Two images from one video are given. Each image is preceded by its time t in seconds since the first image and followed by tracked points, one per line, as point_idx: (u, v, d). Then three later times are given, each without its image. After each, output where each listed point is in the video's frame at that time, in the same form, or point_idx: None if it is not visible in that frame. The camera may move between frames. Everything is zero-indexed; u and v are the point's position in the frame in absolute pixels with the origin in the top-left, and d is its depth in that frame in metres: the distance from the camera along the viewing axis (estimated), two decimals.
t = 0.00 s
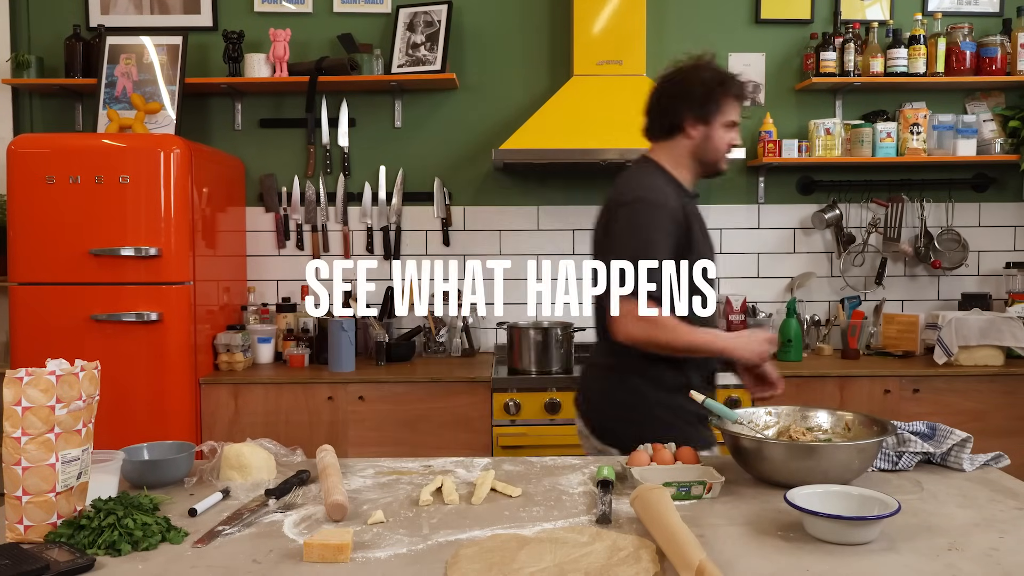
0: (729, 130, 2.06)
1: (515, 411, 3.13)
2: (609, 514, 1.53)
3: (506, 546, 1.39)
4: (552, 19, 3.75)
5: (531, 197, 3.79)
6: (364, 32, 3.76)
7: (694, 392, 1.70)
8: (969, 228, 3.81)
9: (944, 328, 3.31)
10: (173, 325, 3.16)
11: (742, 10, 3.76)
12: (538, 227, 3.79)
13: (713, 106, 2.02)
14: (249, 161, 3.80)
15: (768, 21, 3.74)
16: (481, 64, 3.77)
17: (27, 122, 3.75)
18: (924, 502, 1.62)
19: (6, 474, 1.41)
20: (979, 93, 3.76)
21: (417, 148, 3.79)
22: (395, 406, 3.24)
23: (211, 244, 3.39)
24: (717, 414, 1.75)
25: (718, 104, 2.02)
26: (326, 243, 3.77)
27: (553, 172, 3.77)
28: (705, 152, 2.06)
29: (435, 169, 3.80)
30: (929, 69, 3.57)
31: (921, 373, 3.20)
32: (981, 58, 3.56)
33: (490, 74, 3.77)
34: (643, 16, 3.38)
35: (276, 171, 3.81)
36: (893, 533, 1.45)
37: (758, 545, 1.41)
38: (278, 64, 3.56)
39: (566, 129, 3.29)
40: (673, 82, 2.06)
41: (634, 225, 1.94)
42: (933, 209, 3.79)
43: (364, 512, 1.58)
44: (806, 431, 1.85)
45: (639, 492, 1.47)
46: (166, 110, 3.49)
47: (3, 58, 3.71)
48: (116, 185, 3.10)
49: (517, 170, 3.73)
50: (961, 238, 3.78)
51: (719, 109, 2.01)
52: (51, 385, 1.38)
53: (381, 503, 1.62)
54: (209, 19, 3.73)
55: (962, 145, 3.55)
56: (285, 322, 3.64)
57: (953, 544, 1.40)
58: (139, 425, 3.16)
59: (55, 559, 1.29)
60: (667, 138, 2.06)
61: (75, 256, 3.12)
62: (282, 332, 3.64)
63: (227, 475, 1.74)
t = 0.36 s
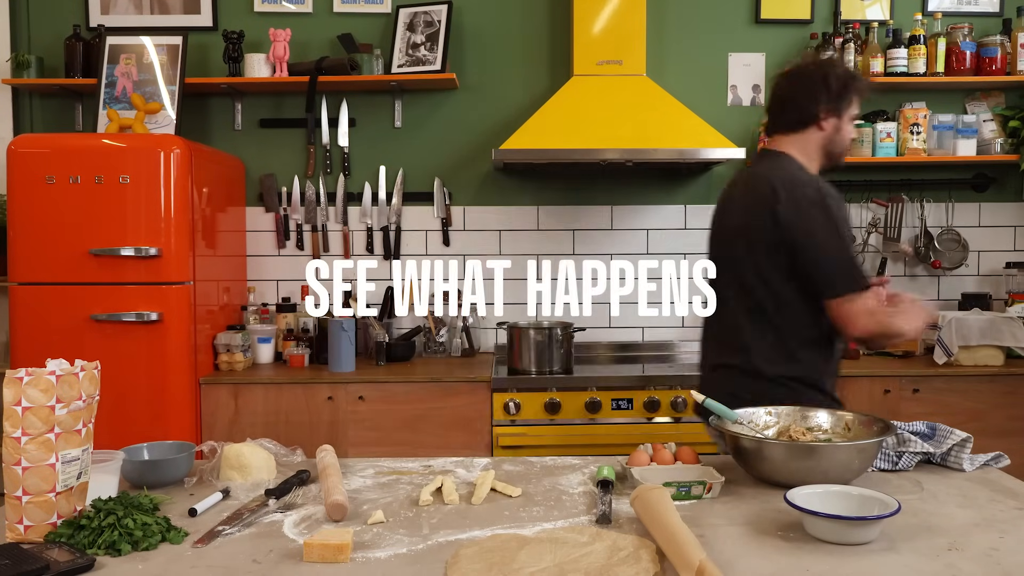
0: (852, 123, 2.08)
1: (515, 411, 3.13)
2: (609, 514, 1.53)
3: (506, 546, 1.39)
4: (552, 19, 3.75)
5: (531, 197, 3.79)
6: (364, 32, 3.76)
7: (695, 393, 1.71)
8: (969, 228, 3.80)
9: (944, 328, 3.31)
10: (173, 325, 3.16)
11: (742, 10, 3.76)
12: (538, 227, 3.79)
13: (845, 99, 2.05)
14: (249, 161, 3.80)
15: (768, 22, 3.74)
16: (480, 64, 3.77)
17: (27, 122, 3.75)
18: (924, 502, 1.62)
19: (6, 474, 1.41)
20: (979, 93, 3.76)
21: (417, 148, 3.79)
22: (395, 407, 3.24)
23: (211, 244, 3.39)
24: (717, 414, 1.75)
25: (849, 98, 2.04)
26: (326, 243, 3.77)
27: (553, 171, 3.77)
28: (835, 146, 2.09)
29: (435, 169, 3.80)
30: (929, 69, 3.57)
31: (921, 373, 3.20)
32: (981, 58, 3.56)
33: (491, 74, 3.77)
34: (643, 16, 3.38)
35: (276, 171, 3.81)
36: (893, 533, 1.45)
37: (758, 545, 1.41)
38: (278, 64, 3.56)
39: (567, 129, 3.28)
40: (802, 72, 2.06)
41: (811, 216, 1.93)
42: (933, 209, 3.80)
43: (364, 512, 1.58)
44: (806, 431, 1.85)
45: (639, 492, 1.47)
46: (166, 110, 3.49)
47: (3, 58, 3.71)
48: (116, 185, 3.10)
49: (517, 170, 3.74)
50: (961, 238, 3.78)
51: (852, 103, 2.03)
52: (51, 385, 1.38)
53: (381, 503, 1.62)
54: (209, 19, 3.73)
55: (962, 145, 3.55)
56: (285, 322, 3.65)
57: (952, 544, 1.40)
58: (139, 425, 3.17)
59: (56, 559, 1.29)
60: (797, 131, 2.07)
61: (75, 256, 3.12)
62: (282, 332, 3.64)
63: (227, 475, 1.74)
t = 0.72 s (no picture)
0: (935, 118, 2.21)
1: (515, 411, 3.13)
2: (609, 514, 1.53)
3: (506, 546, 1.39)
4: (552, 19, 3.75)
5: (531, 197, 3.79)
6: (365, 32, 3.76)
7: (695, 391, 1.72)
8: (969, 228, 3.80)
9: (944, 328, 3.31)
10: (173, 325, 3.16)
11: (742, 10, 3.76)
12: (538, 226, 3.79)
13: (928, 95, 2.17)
14: (249, 161, 3.80)
15: (769, 21, 3.74)
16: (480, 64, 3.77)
17: (27, 122, 3.75)
18: (924, 502, 1.62)
19: (6, 474, 1.41)
20: (979, 93, 3.76)
21: (416, 148, 3.78)
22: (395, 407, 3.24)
23: (211, 244, 3.39)
24: (717, 414, 1.75)
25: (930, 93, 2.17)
26: (326, 243, 3.77)
27: (552, 171, 3.77)
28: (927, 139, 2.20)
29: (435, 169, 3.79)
30: (929, 69, 3.57)
31: (922, 373, 3.20)
32: (981, 58, 3.56)
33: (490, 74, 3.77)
34: (643, 15, 3.38)
35: (276, 171, 3.80)
36: (893, 533, 1.45)
37: (758, 545, 1.41)
38: (278, 64, 3.56)
39: (566, 130, 3.28)
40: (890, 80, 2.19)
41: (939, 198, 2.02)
42: (933, 209, 3.80)
43: (364, 512, 1.58)
44: (806, 431, 1.85)
45: (639, 493, 1.47)
46: (166, 110, 3.49)
47: (3, 58, 3.71)
48: (116, 185, 3.10)
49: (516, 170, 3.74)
50: (961, 238, 3.78)
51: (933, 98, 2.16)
52: (51, 385, 1.38)
53: (381, 504, 1.62)
54: (209, 19, 3.73)
55: (962, 145, 3.54)
56: (285, 322, 3.65)
57: (953, 544, 1.40)
58: (139, 426, 3.16)
59: (55, 559, 1.29)
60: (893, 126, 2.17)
61: (75, 256, 3.12)
62: (282, 332, 3.64)
63: (227, 475, 1.74)
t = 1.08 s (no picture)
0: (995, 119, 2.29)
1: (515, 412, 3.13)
2: (609, 514, 1.53)
3: (506, 546, 1.39)
4: (552, 19, 3.75)
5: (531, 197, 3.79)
6: (365, 32, 3.76)
7: (695, 391, 1.72)
8: (969, 228, 3.80)
9: (944, 328, 3.31)
10: (173, 325, 3.16)
11: (742, 10, 3.76)
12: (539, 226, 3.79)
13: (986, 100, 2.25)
14: (249, 161, 3.80)
15: (769, 22, 3.74)
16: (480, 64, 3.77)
17: (27, 122, 3.75)
18: (924, 502, 1.61)
19: (6, 475, 1.41)
20: (979, 93, 3.76)
21: (416, 148, 3.78)
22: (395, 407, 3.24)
23: (211, 244, 3.39)
24: (717, 414, 1.75)
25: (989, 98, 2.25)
26: (326, 243, 3.77)
27: (552, 171, 3.77)
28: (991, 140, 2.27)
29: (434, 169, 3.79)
30: (929, 69, 3.57)
31: (922, 373, 3.20)
32: (981, 58, 3.56)
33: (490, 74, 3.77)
34: (643, 15, 3.38)
35: (276, 171, 3.80)
36: (893, 534, 1.45)
37: (758, 545, 1.41)
38: (278, 64, 3.56)
39: (566, 130, 3.28)
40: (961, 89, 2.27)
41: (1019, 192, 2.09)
42: (933, 209, 3.80)
43: (364, 512, 1.58)
44: (806, 431, 1.85)
45: (640, 493, 1.47)
46: (166, 110, 3.49)
47: (3, 58, 3.71)
48: (116, 185, 3.10)
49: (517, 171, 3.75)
50: (961, 238, 3.78)
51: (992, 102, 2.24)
52: (51, 385, 1.38)
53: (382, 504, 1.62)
54: (209, 19, 3.73)
55: (962, 145, 3.54)
56: (285, 322, 3.65)
57: (953, 544, 1.40)
58: (139, 426, 3.17)
59: (55, 559, 1.29)
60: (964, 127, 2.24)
61: (75, 256, 3.12)
62: (282, 332, 3.64)
63: (227, 475, 1.74)
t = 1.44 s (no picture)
0: None
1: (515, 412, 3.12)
2: (609, 514, 1.53)
3: (506, 546, 1.39)
4: (552, 19, 3.75)
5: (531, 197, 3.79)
6: (365, 32, 3.76)
7: (695, 391, 1.72)
8: (969, 228, 3.80)
9: (944, 328, 3.31)
10: (173, 325, 3.16)
11: (742, 10, 3.76)
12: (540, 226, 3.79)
13: None
14: (249, 161, 3.80)
15: (769, 21, 3.74)
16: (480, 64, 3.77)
17: (27, 122, 3.75)
18: (924, 502, 1.61)
19: (6, 475, 1.41)
20: (979, 93, 3.76)
21: (416, 148, 3.78)
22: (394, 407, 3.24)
23: (211, 244, 3.39)
24: (717, 414, 1.75)
25: None
26: (326, 243, 3.77)
27: (553, 170, 3.77)
28: None
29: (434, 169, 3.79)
30: (929, 69, 3.57)
31: (921, 373, 3.20)
32: (981, 58, 3.56)
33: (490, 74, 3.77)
34: (643, 15, 3.38)
35: (276, 171, 3.80)
36: (893, 533, 1.45)
37: (758, 545, 1.41)
38: (278, 64, 3.56)
39: (565, 130, 3.28)
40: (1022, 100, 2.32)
41: None
42: (933, 209, 3.80)
43: (364, 512, 1.58)
44: (806, 431, 1.85)
45: (640, 493, 1.47)
46: (166, 110, 3.49)
47: (3, 58, 3.71)
48: (116, 185, 3.10)
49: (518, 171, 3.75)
50: (961, 238, 3.78)
51: None
52: (51, 385, 1.38)
53: (382, 504, 1.62)
54: (209, 19, 3.73)
55: (962, 145, 3.54)
56: (285, 322, 3.65)
57: (953, 544, 1.40)
58: (139, 426, 3.17)
59: (55, 559, 1.29)
60: None
61: (75, 256, 3.12)
62: (282, 332, 3.65)
63: (227, 475, 1.74)
